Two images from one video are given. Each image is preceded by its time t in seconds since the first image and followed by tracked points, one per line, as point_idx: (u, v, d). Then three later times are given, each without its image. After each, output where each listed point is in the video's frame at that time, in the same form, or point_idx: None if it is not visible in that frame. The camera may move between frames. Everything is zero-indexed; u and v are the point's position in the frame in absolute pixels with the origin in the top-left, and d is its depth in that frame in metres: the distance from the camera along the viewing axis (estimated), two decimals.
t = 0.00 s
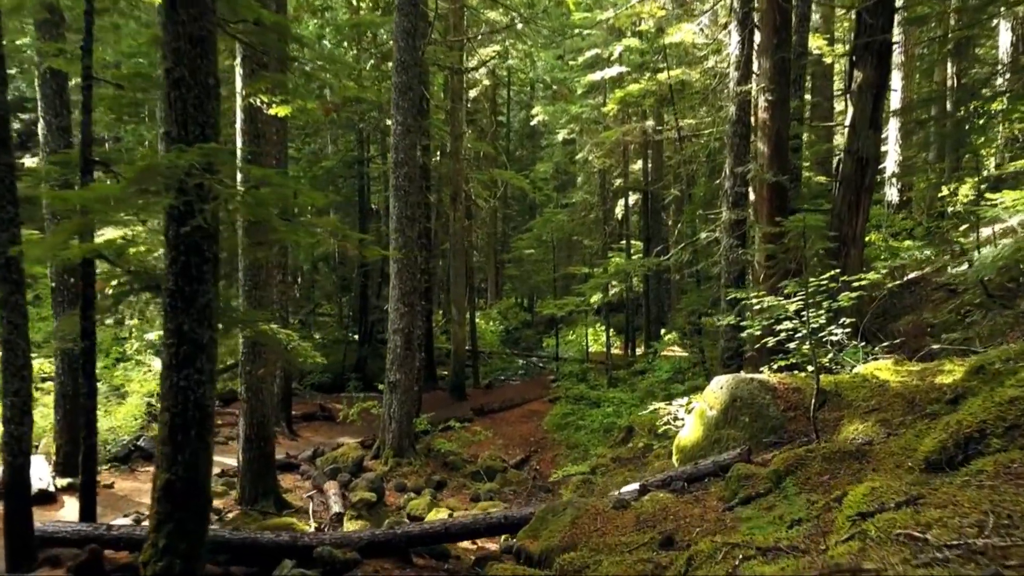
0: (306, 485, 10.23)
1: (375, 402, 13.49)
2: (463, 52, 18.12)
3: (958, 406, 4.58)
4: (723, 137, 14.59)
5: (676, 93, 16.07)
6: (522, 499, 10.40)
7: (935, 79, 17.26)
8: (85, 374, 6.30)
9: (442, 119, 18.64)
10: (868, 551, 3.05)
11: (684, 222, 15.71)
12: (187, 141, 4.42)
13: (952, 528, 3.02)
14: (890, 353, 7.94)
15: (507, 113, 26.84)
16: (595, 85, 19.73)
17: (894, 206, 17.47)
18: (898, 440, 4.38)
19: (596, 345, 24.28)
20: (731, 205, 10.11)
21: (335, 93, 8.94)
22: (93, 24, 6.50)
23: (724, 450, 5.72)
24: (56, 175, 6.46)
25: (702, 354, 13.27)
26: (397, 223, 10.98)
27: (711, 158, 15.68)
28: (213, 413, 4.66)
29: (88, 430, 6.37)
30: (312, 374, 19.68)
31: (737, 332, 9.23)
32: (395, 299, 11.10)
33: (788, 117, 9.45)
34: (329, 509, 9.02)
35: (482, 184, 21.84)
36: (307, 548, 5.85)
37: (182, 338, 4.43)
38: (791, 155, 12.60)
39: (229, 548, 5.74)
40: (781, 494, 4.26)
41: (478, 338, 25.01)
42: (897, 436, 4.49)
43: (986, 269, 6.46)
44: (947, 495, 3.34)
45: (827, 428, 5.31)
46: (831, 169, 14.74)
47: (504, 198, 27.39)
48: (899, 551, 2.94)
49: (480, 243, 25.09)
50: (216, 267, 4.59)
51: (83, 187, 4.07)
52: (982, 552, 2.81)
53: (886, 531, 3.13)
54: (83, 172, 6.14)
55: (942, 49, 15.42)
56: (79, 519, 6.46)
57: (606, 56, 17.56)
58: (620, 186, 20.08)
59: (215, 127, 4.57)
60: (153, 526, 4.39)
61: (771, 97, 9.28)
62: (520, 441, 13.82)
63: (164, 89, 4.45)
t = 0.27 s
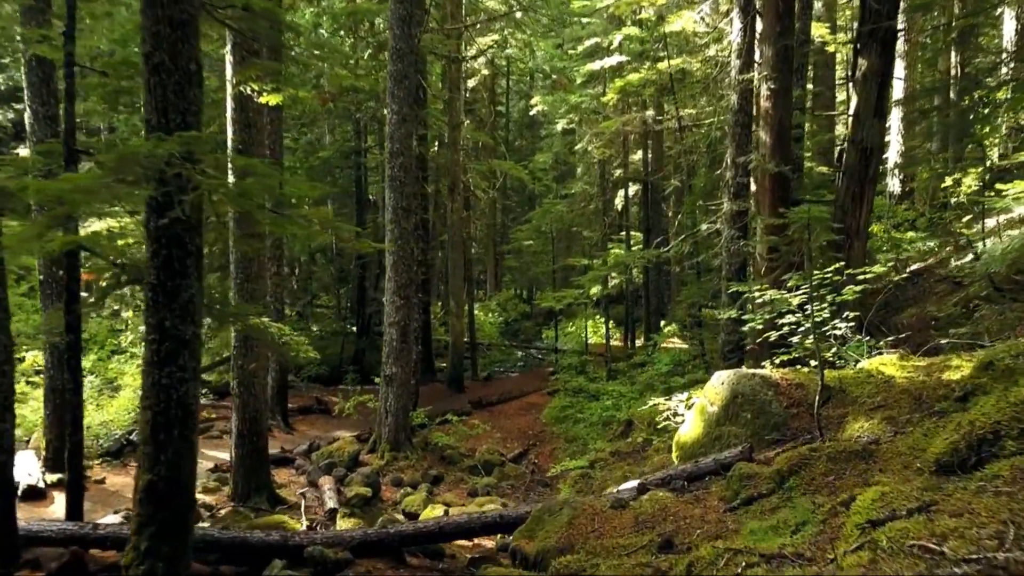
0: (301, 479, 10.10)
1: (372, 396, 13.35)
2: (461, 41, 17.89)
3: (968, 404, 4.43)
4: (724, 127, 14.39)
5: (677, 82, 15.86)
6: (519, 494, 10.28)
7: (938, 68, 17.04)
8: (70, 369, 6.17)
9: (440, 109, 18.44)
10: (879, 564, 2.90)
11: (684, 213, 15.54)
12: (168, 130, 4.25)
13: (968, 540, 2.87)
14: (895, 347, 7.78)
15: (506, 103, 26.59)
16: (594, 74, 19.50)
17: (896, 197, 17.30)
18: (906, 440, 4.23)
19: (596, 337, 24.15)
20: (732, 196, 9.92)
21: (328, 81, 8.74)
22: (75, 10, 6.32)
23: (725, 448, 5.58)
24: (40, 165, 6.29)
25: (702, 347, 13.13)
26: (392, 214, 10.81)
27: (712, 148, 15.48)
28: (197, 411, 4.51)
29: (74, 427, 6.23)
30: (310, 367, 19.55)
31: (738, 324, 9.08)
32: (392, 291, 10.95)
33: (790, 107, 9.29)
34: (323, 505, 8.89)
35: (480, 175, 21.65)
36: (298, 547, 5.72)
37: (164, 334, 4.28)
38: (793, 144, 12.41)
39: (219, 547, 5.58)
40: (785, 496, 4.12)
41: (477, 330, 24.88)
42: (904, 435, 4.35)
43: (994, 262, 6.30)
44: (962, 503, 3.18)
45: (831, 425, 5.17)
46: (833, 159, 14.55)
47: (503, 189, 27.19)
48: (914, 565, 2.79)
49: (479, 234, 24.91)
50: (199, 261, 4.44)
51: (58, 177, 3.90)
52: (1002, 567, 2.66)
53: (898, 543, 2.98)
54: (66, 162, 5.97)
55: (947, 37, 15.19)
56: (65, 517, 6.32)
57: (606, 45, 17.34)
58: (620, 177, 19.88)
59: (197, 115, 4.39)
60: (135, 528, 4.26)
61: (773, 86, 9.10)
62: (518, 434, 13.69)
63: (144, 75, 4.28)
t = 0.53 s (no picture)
0: (294, 473, 9.94)
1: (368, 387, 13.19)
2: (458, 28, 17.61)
3: (981, 403, 4.25)
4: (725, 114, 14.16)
5: (677, 69, 15.61)
6: (517, 488, 10.14)
7: (943, 54, 16.76)
8: (53, 364, 6.00)
9: (438, 98, 18.21)
10: None
11: (685, 202, 15.34)
12: (145, 116, 4.04)
13: (992, 556, 2.69)
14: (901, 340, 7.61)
15: (506, 91, 26.31)
16: (594, 61, 19.23)
17: (899, 186, 17.10)
18: (916, 440, 4.06)
19: (595, 327, 23.98)
20: (734, 184, 9.66)
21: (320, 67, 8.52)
22: None
23: (726, 445, 5.41)
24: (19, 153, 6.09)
25: (702, 338, 12.96)
26: (388, 203, 10.61)
27: (713, 137, 15.26)
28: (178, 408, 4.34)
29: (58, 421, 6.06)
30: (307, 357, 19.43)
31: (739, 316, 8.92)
32: (387, 282, 10.77)
33: (793, 94, 9.07)
34: (317, 500, 8.75)
35: (479, 164, 21.42)
36: (287, 547, 5.56)
37: (142, 329, 4.10)
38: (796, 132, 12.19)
39: (206, 546, 5.44)
40: (791, 499, 3.95)
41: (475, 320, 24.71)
42: (916, 435, 4.17)
43: (1005, 254, 6.11)
44: (984, 515, 3.01)
45: (836, 422, 5.00)
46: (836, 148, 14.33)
47: (502, 178, 26.96)
48: None
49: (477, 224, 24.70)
50: (179, 253, 4.25)
51: (26, 165, 3.70)
52: None
53: (915, 557, 2.80)
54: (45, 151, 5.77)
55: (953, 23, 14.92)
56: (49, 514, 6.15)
57: (606, 32, 17.08)
58: (620, 166, 19.64)
59: (177, 100, 4.18)
60: (113, 532, 4.09)
61: (776, 72, 8.88)
62: (516, 426, 13.54)
63: (119, 58, 4.07)
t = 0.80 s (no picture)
0: (289, 468, 9.81)
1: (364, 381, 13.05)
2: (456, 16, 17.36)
3: (993, 402, 4.11)
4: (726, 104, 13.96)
5: (678, 58, 15.39)
6: (514, 483, 10.01)
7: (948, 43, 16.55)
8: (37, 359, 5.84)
9: (436, 88, 18.00)
10: None
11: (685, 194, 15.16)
12: (123, 103, 3.87)
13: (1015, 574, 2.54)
14: (905, 334, 7.46)
15: (504, 81, 26.06)
16: (593, 50, 19.00)
17: (902, 177, 16.92)
18: (926, 441, 3.92)
19: (595, 319, 23.83)
20: (734, 175, 9.39)
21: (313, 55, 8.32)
22: None
23: (728, 442, 5.27)
24: None
25: (702, 331, 12.81)
26: (384, 195, 10.43)
27: (714, 128, 15.06)
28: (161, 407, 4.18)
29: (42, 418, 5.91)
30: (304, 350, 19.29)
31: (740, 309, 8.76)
32: (383, 274, 10.62)
33: (796, 83, 8.89)
34: (311, 496, 8.62)
35: (477, 155, 21.21)
36: (277, 548, 5.42)
37: (122, 326, 3.94)
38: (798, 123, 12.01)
39: (194, 546, 5.30)
40: (796, 502, 3.80)
41: (474, 312, 24.56)
42: (924, 436, 4.03)
43: (1015, 248, 5.96)
44: (1003, 527, 2.86)
45: (841, 421, 4.86)
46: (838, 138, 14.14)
47: (501, 169, 26.75)
48: None
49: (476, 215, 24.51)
50: (161, 246, 4.08)
51: None
52: None
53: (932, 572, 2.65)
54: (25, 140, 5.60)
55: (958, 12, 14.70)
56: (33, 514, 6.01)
57: (606, 21, 16.84)
58: (620, 157, 19.44)
59: (157, 87, 4.01)
60: (92, 536, 3.95)
61: (780, 60, 8.70)
62: (514, 420, 13.41)
63: (96, 43, 3.89)
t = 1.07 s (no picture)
0: (283, 464, 9.67)
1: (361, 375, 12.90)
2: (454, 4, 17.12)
3: (1006, 403, 3.96)
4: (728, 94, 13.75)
5: (679, 47, 15.16)
6: (512, 479, 9.87)
7: (952, 32, 16.33)
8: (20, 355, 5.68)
9: (434, 78, 17.78)
10: None
11: (686, 185, 14.97)
12: (100, 90, 3.69)
13: None
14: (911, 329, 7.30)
15: (503, 71, 25.81)
16: (593, 40, 18.76)
17: (905, 168, 16.74)
18: (937, 444, 3.78)
19: (594, 311, 23.68)
20: (735, 167, 9.07)
21: (306, 42, 8.13)
22: None
23: (730, 441, 5.13)
24: None
25: (702, 324, 12.65)
26: (380, 186, 10.26)
27: (715, 118, 14.85)
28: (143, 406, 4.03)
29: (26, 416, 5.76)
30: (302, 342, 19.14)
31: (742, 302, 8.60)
32: (380, 267, 10.46)
33: (800, 71, 8.70)
34: (305, 493, 8.49)
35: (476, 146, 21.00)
36: (267, 549, 5.28)
37: (100, 323, 3.78)
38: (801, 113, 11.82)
39: (182, 547, 5.16)
40: (802, 507, 3.66)
41: (473, 304, 24.41)
42: (936, 438, 3.89)
43: None
44: None
45: (846, 420, 4.71)
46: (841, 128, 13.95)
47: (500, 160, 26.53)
48: None
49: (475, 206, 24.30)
50: (141, 239, 3.92)
51: None
52: None
53: None
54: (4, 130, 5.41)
55: None
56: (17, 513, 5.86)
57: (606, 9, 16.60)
58: (620, 147, 19.23)
59: (136, 73, 3.84)
60: (70, 541, 3.81)
61: (783, 48, 8.51)
62: (513, 413, 13.27)
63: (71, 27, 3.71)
